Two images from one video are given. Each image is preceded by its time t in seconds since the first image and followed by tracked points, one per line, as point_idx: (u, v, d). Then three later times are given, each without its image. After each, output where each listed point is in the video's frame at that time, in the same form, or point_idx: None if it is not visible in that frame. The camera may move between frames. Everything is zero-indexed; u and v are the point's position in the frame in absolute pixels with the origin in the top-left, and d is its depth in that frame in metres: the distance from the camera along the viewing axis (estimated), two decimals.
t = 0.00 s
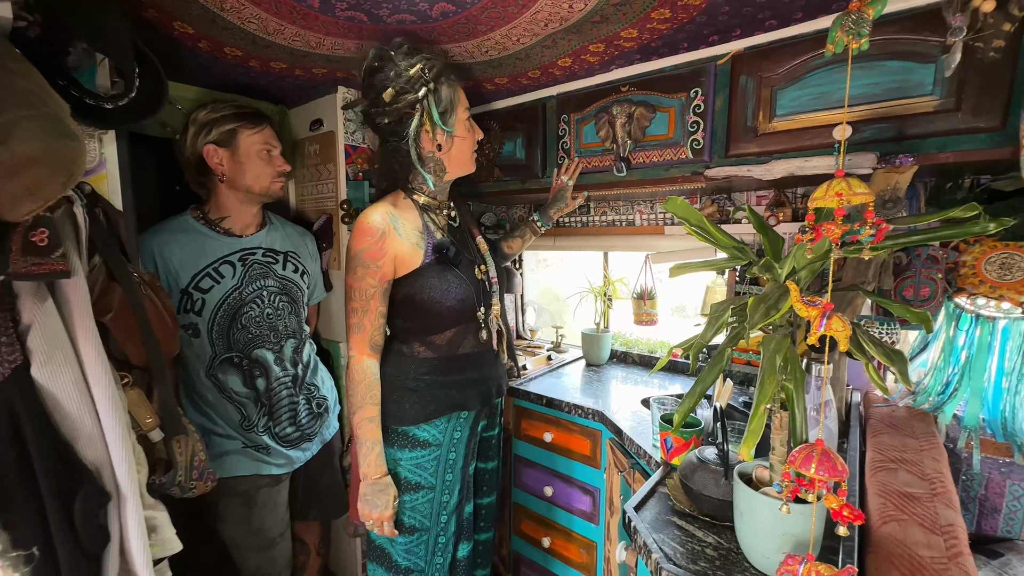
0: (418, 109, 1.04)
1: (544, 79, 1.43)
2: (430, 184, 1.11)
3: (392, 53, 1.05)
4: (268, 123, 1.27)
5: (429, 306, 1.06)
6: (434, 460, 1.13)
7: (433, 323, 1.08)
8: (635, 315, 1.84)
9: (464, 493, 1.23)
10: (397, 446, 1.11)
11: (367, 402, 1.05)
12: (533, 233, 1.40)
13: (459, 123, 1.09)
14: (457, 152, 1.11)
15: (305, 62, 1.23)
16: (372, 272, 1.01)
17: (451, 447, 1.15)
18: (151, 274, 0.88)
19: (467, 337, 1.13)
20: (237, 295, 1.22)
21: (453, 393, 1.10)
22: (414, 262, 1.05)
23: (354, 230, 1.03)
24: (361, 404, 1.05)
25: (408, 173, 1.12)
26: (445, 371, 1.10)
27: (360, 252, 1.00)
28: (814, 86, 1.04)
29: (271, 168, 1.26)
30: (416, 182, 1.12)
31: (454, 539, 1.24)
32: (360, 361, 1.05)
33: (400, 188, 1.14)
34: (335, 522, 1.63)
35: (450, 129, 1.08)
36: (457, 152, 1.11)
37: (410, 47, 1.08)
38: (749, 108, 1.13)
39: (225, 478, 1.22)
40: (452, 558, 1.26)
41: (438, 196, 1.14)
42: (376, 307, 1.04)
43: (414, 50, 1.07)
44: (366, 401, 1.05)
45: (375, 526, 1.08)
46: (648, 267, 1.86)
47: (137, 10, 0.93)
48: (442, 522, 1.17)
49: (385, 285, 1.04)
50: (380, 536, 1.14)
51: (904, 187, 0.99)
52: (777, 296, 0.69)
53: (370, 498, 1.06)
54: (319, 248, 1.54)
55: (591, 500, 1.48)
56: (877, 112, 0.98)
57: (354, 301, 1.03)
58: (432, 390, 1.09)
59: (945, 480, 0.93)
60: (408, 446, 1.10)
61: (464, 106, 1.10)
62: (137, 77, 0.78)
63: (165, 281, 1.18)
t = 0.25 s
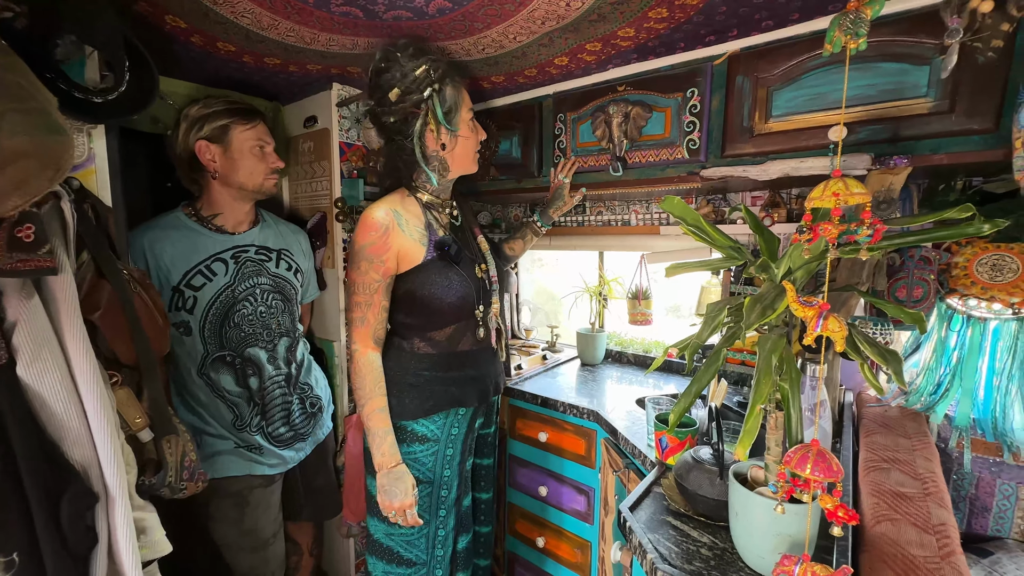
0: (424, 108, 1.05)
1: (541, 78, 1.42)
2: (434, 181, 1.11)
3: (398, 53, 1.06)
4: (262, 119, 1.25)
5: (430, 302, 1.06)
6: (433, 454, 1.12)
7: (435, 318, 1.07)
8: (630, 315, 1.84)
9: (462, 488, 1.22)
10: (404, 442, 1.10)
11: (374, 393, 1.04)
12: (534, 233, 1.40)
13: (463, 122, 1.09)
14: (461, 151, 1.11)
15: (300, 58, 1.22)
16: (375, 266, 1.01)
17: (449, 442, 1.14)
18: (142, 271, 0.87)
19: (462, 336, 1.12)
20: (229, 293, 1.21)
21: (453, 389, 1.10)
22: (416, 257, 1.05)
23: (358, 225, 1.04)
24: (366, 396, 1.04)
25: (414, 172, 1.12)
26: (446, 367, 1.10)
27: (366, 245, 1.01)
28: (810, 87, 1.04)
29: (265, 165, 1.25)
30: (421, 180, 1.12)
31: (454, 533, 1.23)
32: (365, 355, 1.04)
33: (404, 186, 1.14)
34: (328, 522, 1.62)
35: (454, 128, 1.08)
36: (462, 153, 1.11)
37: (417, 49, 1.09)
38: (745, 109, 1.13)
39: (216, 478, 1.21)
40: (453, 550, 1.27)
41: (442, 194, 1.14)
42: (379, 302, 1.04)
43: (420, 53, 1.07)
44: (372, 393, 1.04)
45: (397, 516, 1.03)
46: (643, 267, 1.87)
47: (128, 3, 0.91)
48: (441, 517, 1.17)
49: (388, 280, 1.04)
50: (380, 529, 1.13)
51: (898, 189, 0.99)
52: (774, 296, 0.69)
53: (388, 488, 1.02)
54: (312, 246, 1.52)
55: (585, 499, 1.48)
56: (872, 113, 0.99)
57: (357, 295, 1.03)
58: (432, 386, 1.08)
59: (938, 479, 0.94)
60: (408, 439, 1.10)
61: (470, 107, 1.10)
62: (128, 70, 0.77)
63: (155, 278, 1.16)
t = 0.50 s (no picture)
0: (427, 108, 1.05)
1: (541, 75, 1.42)
2: (438, 181, 1.11)
3: (404, 54, 1.06)
4: (261, 118, 1.25)
5: (430, 298, 1.05)
6: (432, 453, 1.12)
7: (436, 315, 1.07)
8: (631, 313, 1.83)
9: (461, 486, 1.22)
10: (397, 437, 1.10)
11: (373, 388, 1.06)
12: (536, 229, 1.40)
13: (467, 121, 1.09)
14: (466, 150, 1.10)
15: (299, 56, 1.22)
16: (378, 263, 1.01)
17: (448, 440, 1.14)
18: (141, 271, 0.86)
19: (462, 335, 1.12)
20: (229, 292, 1.21)
21: (452, 386, 1.09)
22: (416, 254, 1.04)
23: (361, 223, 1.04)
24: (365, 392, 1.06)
25: (416, 170, 1.12)
26: (445, 364, 1.09)
27: (369, 241, 1.01)
28: (813, 84, 1.03)
29: (264, 163, 1.24)
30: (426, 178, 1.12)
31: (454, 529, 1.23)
32: (365, 350, 1.05)
33: (409, 185, 1.14)
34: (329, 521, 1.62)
35: (458, 128, 1.08)
36: (466, 151, 1.10)
37: (424, 50, 1.09)
38: (748, 105, 1.13)
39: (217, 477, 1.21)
40: (453, 548, 1.26)
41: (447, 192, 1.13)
42: (380, 298, 1.04)
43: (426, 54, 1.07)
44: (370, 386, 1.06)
45: (380, 512, 1.06)
46: (644, 265, 1.86)
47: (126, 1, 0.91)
48: (441, 514, 1.17)
49: (390, 276, 1.04)
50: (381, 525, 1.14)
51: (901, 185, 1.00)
52: (778, 293, 0.68)
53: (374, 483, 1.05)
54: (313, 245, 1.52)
55: (587, 498, 1.47)
56: (875, 109, 0.98)
57: (360, 290, 1.03)
58: (431, 382, 1.08)
59: (941, 478, 0.94)
60: (407, 437, 1.09)
61: (474, 106, 1.09)
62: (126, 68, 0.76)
63: (155, 278, 1.16)
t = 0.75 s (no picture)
0: (426, 102, 1.03)
1: (542, 69, 1.40)
2: (434, 175, 1.09)
3: (404, 48, 1.05)
4: (257, 110, 1.24)
5: (426, 293, 1.05)
6: (428, 448, 1.11)
7: (432, 309, 1.07)
8: (631, 309, 1.82)
9: (458, 483, 1.21)
10: (389, 431, 1.10)
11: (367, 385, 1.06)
12: (547, 204, 1.37)
13: (466, 117, 1.06)
14: (464, 145, 1.08)
15: (296, 48, 1.20)
16: (372, 257, 1.01)
17: (445, 436, 1.13)
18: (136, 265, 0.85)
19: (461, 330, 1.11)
20: (226, 287, 1.20)
21: (448, 381, 1.09)
22: (411, 248, 1.04)
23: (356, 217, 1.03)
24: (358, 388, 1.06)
25: (415, 164, 1.10)
26: (441, 360, 1.08)
27: (365, 236, 1.00)
28: (816, 77, 1.02)
29: (262, 157, 1.23)
30: (422, 172, 1.10)
31: (451, 526, 1.22)
32: (359, 344, 1.04)
33: (406, 179, 1.13)
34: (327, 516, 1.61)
35: (457, 123, 1.06)
36: (464, 146, 1.07)
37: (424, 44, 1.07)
38: (750, 99, 1.11)
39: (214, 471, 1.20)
40: (450, 543, 1.26)
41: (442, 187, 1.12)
42: (375, 292, 1.03)
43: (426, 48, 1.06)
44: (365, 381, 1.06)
45: (367, 505, 1.06)
46: (644, 261, 1.85)
47: None
48: (438, 510, 1.15)
49: (385, 270, 1.03)
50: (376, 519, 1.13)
51: (905, 180, 1.00)
52: (780, 289, 0.68)
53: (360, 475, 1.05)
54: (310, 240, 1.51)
55: (586, 494, 1.47)
56: (879, 103, 0.97)
57: (355, 284, 1.03)
58: (427, 377, 1.07)
59: (942, 475, 0.93)
60: (402, 432, 1.09)
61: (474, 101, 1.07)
62: (119, 59, 0.75)
63: (152, 272, 1.15)
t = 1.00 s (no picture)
0: (425, 97, 1.03)
1: (545, 64, 1.39)
2: (433, 173, 1.09)
3: (403, 45, 1.04)
4: (259, 108, 1.23)
5: (425, 292, 1.05)
6: (431, 446, 1.11)
7: (433, 308, 1.06)
8: (635, 306, 1.81)
9: (461, 481, 1.21)
10: (393, 430, 1.10)
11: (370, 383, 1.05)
12: (564, 179, 1.36)
13: (463, 115, 1.05)
14: (461, 142, 1.06)
15: (298, 45, 1.20)
16: (373, 256, 1.00)
17: (449, 434, 1.13)
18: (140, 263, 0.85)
19: (464, 328, 1.11)
20: (230, 285, 1.20)
21: (450, 379, 1.09)
22: (412, 246, 1.04)
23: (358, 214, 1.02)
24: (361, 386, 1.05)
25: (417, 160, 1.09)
26: (442, 358, 1.08)
27: (365, 235, 0.99)
28: (823, 71, 1.01)
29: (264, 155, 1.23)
30: (423, 169, 1.10)
31: (455, 524, 1.22)
32: (363, 343, 1.04)
33: (407, 176, 1.12)
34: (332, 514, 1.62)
35: (453, 119, 1.04)
36: (462, 143, 1.06)
37: (422, 43, 1.06)
38: (755, 94, 1.10)
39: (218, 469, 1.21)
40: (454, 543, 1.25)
41: (444, 184, 1.11)
42: (377, 290, 1.02)
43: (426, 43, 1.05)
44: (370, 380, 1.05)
45: (381, 504, 1.05)
46: (648, 257, 1.84)
47: None
48: (441, 508, 1.15)
49: (385, 269, 1.03)
50: (381, 518, 1.13)
51: (913, 174, 0.98)
52: (788, 286, 0.67)
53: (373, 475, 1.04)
54: (313, 238, 1.51)
55: (590, 492, 1.47)
56: (887, 97, 0.96)
57: (356, 283, 1.02)
58: (429, 375, 1.07)
59: (951, 473, 0.93)
60: (406, 430, 1.09)
61: (471, 98, 1.06)
62: (120, 57, 0.75)
63: (155, 270, 1.15)
